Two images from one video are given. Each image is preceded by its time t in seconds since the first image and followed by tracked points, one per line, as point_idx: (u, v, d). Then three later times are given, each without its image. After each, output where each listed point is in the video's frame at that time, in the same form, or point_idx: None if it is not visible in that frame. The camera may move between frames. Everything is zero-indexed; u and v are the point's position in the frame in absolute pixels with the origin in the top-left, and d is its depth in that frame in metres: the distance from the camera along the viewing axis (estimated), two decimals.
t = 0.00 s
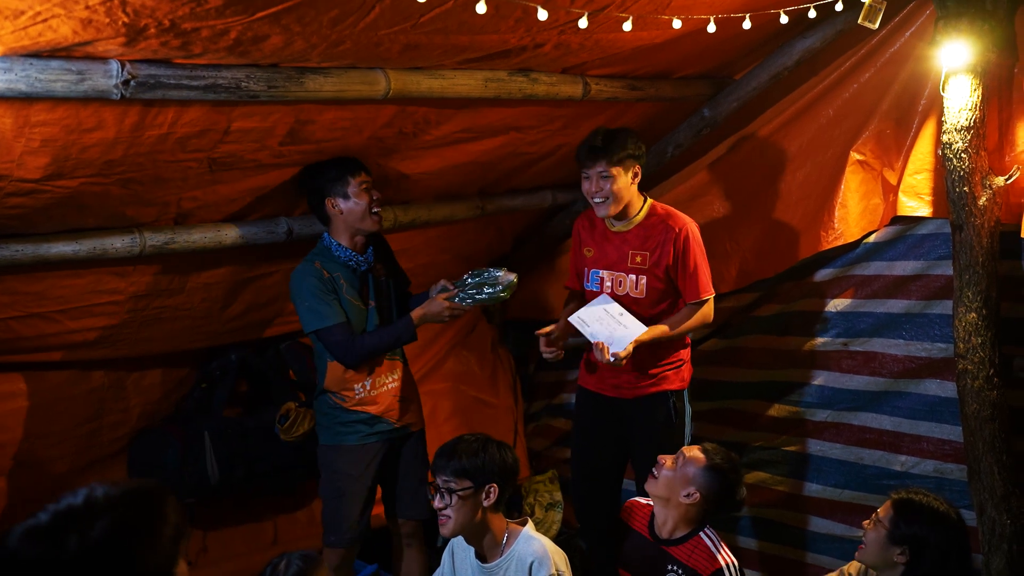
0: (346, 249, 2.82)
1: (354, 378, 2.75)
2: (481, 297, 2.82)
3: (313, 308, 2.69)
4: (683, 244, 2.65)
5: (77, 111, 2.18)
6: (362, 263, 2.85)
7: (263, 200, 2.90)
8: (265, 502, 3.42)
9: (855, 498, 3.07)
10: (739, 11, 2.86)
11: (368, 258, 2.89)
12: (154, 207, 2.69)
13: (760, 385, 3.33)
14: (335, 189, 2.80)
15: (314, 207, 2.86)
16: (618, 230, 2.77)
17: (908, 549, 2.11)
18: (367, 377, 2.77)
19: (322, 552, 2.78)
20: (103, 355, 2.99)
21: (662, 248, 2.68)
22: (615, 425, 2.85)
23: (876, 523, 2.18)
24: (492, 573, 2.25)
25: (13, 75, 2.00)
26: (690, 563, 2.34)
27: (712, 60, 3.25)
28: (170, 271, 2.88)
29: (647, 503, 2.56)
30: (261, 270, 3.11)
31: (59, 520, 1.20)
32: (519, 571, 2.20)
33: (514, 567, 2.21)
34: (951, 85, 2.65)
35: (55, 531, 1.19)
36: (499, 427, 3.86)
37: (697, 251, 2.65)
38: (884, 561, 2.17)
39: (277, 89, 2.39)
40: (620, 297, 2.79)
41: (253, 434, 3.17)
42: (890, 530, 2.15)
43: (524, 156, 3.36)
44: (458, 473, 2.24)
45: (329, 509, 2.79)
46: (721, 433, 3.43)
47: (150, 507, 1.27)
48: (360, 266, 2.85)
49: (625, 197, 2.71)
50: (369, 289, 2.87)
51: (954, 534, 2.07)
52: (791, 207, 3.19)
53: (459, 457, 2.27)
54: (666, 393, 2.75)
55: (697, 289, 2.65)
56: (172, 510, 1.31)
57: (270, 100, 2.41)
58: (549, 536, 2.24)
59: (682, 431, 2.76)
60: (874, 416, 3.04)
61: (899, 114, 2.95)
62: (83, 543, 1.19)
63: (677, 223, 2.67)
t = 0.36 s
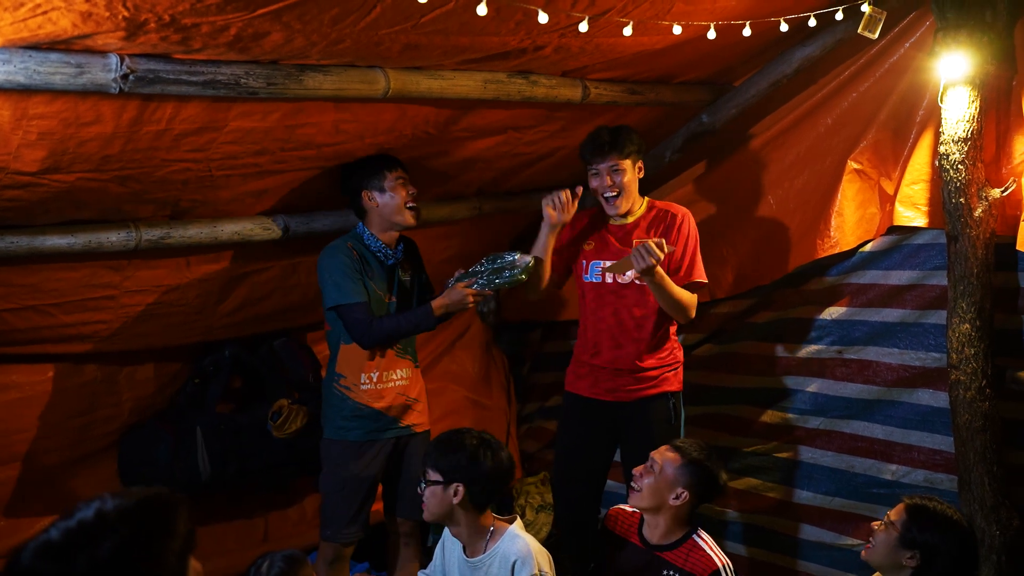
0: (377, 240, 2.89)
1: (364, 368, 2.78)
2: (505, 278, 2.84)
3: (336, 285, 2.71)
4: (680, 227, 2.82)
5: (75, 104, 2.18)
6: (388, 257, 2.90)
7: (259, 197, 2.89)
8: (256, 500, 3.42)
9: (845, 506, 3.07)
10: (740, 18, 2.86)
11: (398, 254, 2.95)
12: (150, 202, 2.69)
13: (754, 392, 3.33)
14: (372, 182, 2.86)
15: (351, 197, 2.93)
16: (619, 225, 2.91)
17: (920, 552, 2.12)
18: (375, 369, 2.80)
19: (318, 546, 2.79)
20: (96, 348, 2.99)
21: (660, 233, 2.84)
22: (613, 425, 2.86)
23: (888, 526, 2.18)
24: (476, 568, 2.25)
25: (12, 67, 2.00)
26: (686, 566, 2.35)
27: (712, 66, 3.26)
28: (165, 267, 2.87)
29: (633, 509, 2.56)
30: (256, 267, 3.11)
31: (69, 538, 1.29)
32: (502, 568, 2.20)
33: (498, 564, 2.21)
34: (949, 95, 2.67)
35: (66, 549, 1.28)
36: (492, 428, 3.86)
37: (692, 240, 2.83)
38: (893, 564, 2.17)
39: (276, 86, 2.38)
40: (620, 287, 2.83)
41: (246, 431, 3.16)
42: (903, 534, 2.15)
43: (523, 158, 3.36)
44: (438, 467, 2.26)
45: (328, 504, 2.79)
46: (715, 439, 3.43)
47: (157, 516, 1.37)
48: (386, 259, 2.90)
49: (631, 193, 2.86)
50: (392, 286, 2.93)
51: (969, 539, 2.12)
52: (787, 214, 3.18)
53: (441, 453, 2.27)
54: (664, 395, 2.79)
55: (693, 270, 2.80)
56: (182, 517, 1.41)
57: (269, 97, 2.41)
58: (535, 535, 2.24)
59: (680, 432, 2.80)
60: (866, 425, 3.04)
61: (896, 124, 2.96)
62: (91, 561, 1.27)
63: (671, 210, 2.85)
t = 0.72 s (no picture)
0: (388, 240, 2.86)
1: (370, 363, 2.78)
2: (507, 271, 2.81)
3: (346, 267, 2.73)
4: (662, 244, 2.86)
5: (68, 111, 2.17)
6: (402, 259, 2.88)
7: (252, 204, 2.89)
8: (247, 508, 3.40)
9: (841, 513, 3.08)
10: (733, 26, 2.87)
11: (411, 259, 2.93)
12: (143, 209, 2.68)
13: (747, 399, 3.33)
14: (380, 187, 2.91)
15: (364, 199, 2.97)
16: (600, 235, 2.91)
17: (971, 559, 2.04)
18: (381, 367, 2.79)
19: (325, 556, 2.73)
20: (88, 355, 2.98)
21: (641, 246, 2.88)
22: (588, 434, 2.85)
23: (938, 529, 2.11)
24: None
25: (5, 73, 1.99)
26: (678, 563, 2.36)
27: (706, 74, 3.27)
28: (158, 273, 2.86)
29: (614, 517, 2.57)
30: (249, 273, 3.10)
31: (54, 549, 1.29)
32: None
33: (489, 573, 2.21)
34: (941, 104, 2.69)
35: (56, 558, 1.28)
36: (485, 435, 3.86)
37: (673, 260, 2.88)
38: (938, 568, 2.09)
39: (270, 93, 2.38)
40: (600, 295, 2.85)
41: (238, 438, 3.15)
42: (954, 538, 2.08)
43: (516, 165, 3.36)
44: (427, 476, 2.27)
45: (334, 512, 2.74)
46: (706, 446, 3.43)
47: (144, 531, 1.36)
48: (397, 262, 2.87)
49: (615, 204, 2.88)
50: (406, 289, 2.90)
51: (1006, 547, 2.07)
52: (780, 222, 3.19)
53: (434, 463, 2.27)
54: (637, 402, 2.80)
55: (666, 286, 2.83)
56: (169, 535, 1.39)
57: (263, 104, 2.41)
58: (525, 545, 2.24)
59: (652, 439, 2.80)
60: (860, 432, 3.05)
61: (888, 133, 2.97)
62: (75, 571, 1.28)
63: (655, 228, 2.90)
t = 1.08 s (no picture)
0: (405, 245, 2.86)
1: (384, 367, 2.77)
2: (529, 282, 2.77)
3: (357, 273, 2.71)
4: (649, 243, 2.86)
5: (79, 115, 2.18)
6: (417, 262, 2.87)
7: (262, 208, 2.90)
8: (256, 511, 3.41)
9: (851, 519, 3.06)
10: (743, 31, 2.87)
11: (428, 261, 2.91)
12: (153, 213, 2.69)
13: (755, 405, 3.32)
14: (409, 190, 2.88)
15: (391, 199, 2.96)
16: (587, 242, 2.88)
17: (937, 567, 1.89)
18: (396, 371, 2.78)
19: (335, 554, 2.74)
20: (98, 359, 2.99)
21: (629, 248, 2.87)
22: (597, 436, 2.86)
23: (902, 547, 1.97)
24: None
25: (16, 78, 2.00)
26: (678, 557, 2.37)
27: (715, 78, 3.26)
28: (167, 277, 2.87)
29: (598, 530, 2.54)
30: (259, 277, 3.11)
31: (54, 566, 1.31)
32: None
33: None
34: (951, 110, 2.68)
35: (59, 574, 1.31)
36: (494, 439, 3.85)
37: (655, 256, 2.84)
38: None
39: (279, 98, 2.39)
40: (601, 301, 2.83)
41: (247, 441, 3.15)
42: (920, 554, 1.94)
43: (524, 170, 3.36)
44: (452, 494, 2.20)
45: (344, 512, 2.75)
46: (715, 452, 3.42)
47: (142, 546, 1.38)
48: (414, 264, 2.87)
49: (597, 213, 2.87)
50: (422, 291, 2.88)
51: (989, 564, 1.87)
52: (790, 227, 3.18)
53: (448, 475, 2.22)
54: (643, 397, 2.80)
55: (648, 280, 2.79)
56: (163, 549, 1.42)
57: (272, 109, 2.41)
58: (534, 549, 2.24)
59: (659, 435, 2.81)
60: (870, 437, 3.03)
61: (898, 138, 2.95)
62: None
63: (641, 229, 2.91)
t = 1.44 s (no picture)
0: (424, 236, 2.87)
1: (398, 357, 2.78)
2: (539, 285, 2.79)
3: (376, 266, 2.71)
4: (674, 235, 2.84)
5: (90, 107, 2.18)
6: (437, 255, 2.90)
7: (272, 200, 2.90)
8: (266, 503, 3.41)
9: (861, 512, 3.05)
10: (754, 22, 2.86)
11: (446, 254, 2.94)
12: (163, 205, 2.69)
13: (765, 397, 3.32)
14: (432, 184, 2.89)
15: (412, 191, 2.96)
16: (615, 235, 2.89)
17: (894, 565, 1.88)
18: (410, 361, 2.80)
19: (345, 543, 2.72)
20: (109, 351, 3.00)
21: (653, 240, 2.87)
22: (623, 426, 2.87)
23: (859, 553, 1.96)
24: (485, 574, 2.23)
25: (27, 70, 2.00)
26: (677, 541, 2.37)
27: (726, 69, 3.25)
28: (177, 269, 2.88)
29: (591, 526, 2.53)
30: (269, 269, 3.11)
31: (102, 549, 1.35)
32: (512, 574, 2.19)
33: (507, 569, 2.20)
34: (964, 101, 2.67)
35: (93, 564, 1.33)
36: (503, 432, 3.85)
37: (680, 246, 2.84)
38: None
39: (289, 89, 2.39)
40: (622, 297, 2.86)
41: (256, 433, 3.16)
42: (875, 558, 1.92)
43: (533, 162, 3.35)
44: (467, 476, 2.24)
45: (354, 501, 2.74)
46: (725, 444, 3.42)
47: (179, 546, 1.38)
48: (434, 257, 2.89)
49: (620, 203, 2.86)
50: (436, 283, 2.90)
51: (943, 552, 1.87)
52: (801, 220, 3.17)
53: (462, 459, 2.26)
54: (670, 392, 2.80)
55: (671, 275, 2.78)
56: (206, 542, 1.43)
57: (282, 100, 2.41)
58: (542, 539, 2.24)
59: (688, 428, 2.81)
60: (881, 430, 3.03)
61: (911, 130, 2.94)
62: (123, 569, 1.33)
63: (669, 220, 2.90)
